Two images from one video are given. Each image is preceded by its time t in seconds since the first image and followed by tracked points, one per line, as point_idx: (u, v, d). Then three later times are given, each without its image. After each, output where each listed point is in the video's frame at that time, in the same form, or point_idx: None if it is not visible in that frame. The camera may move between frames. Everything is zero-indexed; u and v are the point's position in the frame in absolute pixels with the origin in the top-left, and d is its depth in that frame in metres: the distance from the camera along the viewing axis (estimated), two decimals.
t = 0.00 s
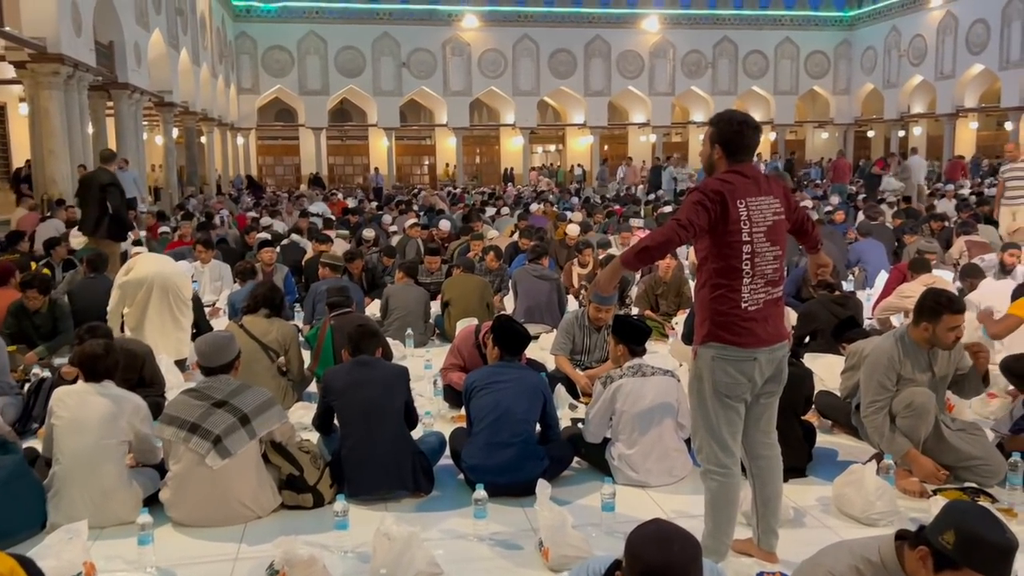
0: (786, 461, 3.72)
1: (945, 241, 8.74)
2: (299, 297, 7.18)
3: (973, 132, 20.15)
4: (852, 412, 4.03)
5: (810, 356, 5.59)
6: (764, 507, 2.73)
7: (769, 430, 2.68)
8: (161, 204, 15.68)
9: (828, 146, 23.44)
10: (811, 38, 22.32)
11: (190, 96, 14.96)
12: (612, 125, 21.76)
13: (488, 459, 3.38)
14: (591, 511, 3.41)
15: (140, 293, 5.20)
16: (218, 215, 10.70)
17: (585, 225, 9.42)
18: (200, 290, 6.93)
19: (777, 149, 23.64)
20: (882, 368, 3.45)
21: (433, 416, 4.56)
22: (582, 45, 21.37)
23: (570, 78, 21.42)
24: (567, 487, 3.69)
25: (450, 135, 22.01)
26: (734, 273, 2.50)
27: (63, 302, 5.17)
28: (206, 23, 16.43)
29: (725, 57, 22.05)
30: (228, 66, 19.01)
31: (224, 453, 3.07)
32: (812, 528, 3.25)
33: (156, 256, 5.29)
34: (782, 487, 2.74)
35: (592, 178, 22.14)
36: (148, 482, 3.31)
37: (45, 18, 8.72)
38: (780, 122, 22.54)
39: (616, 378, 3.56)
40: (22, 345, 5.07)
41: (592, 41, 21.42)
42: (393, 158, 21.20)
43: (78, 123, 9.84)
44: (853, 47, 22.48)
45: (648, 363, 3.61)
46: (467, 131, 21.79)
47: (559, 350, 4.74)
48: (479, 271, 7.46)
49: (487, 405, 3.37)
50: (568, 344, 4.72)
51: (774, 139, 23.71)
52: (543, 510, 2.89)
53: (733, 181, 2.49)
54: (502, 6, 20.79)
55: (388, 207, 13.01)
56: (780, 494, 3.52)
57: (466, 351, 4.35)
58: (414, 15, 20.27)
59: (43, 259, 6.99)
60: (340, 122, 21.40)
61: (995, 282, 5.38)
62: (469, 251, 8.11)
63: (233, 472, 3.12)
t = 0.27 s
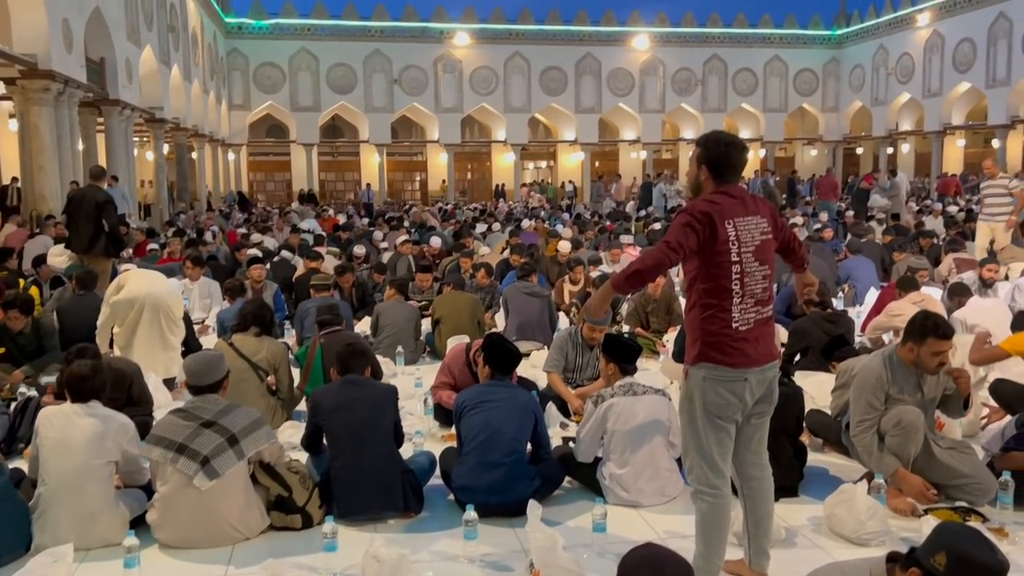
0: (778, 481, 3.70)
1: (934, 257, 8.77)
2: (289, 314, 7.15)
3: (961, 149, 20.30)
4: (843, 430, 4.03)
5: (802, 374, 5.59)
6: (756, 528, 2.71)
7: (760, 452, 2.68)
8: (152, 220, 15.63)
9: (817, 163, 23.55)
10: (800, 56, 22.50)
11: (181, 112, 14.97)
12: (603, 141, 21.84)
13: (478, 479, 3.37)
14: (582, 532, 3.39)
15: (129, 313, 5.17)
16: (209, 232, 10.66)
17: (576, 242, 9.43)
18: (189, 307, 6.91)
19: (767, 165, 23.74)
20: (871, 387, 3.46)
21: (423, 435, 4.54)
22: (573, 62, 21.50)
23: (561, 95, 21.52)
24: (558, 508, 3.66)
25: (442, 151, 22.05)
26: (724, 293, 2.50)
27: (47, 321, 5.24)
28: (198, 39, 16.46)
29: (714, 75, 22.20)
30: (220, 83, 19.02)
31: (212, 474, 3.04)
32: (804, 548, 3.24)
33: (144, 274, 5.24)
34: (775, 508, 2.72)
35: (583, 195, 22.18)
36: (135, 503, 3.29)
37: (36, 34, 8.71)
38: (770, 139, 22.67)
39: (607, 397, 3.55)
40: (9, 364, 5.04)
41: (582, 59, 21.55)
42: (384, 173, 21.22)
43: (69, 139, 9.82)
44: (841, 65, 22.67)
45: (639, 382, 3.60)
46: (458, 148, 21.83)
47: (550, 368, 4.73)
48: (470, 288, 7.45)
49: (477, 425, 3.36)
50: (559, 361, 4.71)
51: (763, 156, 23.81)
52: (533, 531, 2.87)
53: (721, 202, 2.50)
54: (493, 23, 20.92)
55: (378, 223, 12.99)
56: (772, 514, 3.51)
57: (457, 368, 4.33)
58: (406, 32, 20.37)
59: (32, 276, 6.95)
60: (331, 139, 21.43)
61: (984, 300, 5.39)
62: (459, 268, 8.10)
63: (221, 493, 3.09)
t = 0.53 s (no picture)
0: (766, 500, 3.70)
1: (918, 275, 8.83)
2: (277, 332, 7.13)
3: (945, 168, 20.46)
4: (830, 449, 4.04)
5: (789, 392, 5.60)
6: (742, 549, 2.67)
7: (744, 470, 2.67)
8: (139, 238, 15.55)
9: (803, 182, 23.69)
10: (786, 76, 22.69)
11: (170, 129, 14.94)
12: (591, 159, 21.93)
13: (466, 499, 3.35)
14: (571, 552, 3.38)
15: (113, 332, 5.13)
16: (196, 249, 10.61)
17: (564, 260, 9.44)
18: (176, 325, 6.88)
19: (754, 184, 23.85)
20: (857, 407, 3.47)
21: (412, 453, 4.52)
22: (561, 81, 21.61)
23: (550, 113, 21.63)
24: (546, 528, 3.65)
25: (431, 168, 22.08)
26: (713, 314, 2.51)
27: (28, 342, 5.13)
28: (188, 57, 16.47)
29: (701, 94, 22.36)
30: (209, 100, 18.99)
31: (198, 494, 3.01)
32: (792, 569, 3.23)
33: (127, 290, 5.15)
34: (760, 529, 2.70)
35: (572, 212, 22.20)
36: (119, 524, 3.27)
37: (24, 51, 8.68)
38: (756, 158, 22.81)
39: (596, 416, 3.54)
40: None
41: (571, 78, 21.67)
42: (373, 191, 21.23)
43: (56, 155, 9.79)
44: (826, 85, 22.88)
45: (627, 401, 3.59)
46: (447, 165, 21.88)
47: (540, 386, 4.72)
48: (458, 306, 7.44)
49: (464, 446, 3.35)
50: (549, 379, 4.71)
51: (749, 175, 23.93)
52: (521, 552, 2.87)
53: (705, 223, 2.52)
54: (482, 42, 21.04)
55: (366, 241, 12.97)
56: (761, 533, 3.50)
57: (446, 387, 4.32)
58: (395, 50, 20.46)
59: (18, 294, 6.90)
60: (320, 156, 21.44)
61: (969, 319, 5.43)
62: (447, 286, 8.09)
63: (205, 514, 3.06)
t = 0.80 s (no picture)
0: (752, 519, 3.68)
1: (901, 293, 8.88)
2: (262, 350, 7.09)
3: (927, 187, 20.65)
4: (816, 466, 4.04)
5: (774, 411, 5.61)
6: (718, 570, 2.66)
7: (712, 490, 2.67)
8: (124, 255, 15.45)
9: (788, 200, 23.85)
10: (770, 96, 22.90)
11: (155, 146, 14.89)
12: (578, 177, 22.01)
13: (452, 519, 3.34)
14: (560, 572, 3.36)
15: (101, 349, 5.08)
16: (181, 266, 10.54)
17: (551, 278, 9.46)
18: (161, 343, 6.84)
19: (739, 203, 23.98)
20: (844, 425, 3.48)
21: (398, 472, 4.50)
22: (548, 100, 21.73)
23: (537, 131, 21.73)
24: (533, 548, 3.63)
25: (418, 186, 22.11)
26: (672, 337, 2.52)
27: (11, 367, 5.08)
28: (174, 74, 16.46)
29: (687, 113, 22.52)
30: (195, 117, 18.96)
31: (182, 514, 2.98)
32: None
33: (114, 308, 5.03)
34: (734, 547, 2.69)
35: (558, 230, 22.25)
36: (100, 545, 3.26)
37: (9, 67, 8.64)
38: (741, 176, 22.96)
39: (583, 434, 3.53)
40: None
41: (557, 97, 21.80)
42: (359, 208, 21.22)
43: (40, 172, 9.73)
44: (810, 105, 23.10)
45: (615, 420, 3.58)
46: (434, 183, 21.91)
47: (528, 404, 4.71)
48: (445, 323, 7.41)
49: (452, 464, 3.33)
50: (537, 397, 4.70)
51: (734, 193, 24.04)
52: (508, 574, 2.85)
53: (666, 246, 2.53)
54: (469, 61, 21.15)
55: (352, 258, 12.93)
56: (748, 552, 3.49)
57: (433, 404, 4.29)
58: (382, 68, 20.53)
59: None
60: (306, 173, 21.43)
61: (951, 336, 5.47)
62: (433, 303, 8.07)
63: (189, 537, 3.01)
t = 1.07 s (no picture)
0: (738, 539, 3.67)
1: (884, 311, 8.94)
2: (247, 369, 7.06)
3: (910, 207, 20.84)
4: (802, 487, 4.05)
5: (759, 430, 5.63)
6: None
7: (680, 510, 2.66)
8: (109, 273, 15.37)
9: (773, 219, 24.01)
10: (754, 116, 23.09)
11: (141, 163, 14.85)
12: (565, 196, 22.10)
13: (437, 539, 3.33)
14: None
15: (80, 357, 5.12)
16: (166, 283, 10.49)
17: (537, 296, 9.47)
18: (144, 361, 6.79)
19: (724, 222, 24.12)
20: (830, 445, 3.50)
21: (383, 492, 4.48)
22: (535, 119, 21.84)
23: (523, 150, 21.82)
24: (518, 569, 3.63)
25: (405, 204, 22.13)
26: (631, 354, 2.51)
27: None
28: (160, 92, 16.45)
29: (672, 133, 22.68)
30: (181, 134, 18.91)
31: (164, 535, 2.93)
32: None
33: (96, 316, 5.13)
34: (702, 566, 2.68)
35: (545, 248, 22.30)
36: (80, 566, 3.22)
37: None
38: (727, 196, 23.11)
39: (568, 454, 3.53)
40: None
41: (544, 116, 21.91)
42: (346, 225, 21.20)
43: (24, 189, 9.67)
44: (794, 125, 23.31)
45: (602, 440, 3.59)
46: (421, 201, 21.93)
47: (518, 422, 4.71)
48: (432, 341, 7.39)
49: (437, 481, 3.32)
50: (528, 416, 4.70)
51: (719, 212, 24.19)
52: None
53: (625, 262, 2.54)
54: (456, 80, 21.25)
55: (339, 275, 12.91)
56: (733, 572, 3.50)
57: (423, 425, 4.28)
58: (370, 87, 20.59)
59: None
60: (293, 190, 21.41)
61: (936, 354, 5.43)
62: (419, 322, 8.06)
63: (172, 560, 2.96)
